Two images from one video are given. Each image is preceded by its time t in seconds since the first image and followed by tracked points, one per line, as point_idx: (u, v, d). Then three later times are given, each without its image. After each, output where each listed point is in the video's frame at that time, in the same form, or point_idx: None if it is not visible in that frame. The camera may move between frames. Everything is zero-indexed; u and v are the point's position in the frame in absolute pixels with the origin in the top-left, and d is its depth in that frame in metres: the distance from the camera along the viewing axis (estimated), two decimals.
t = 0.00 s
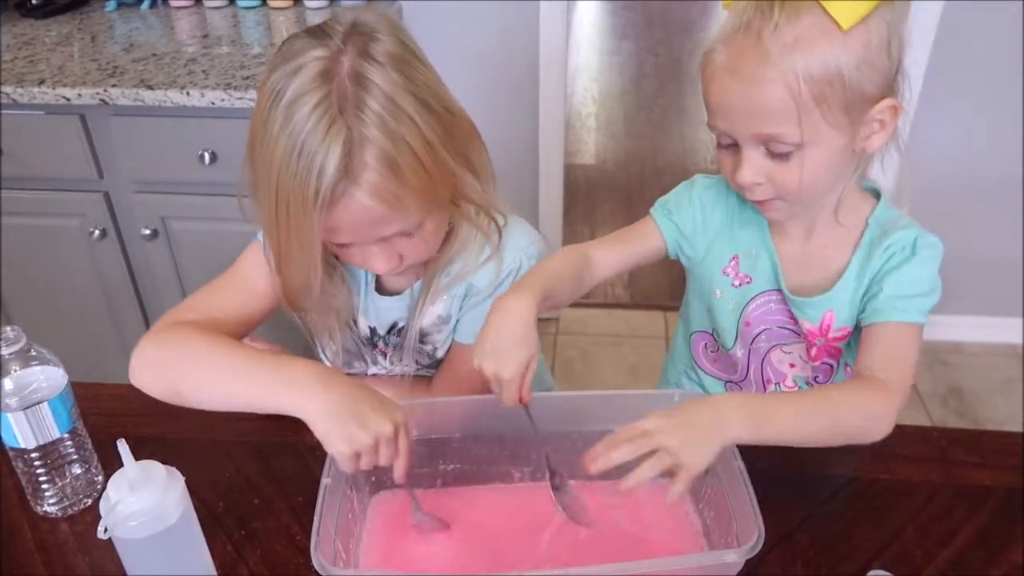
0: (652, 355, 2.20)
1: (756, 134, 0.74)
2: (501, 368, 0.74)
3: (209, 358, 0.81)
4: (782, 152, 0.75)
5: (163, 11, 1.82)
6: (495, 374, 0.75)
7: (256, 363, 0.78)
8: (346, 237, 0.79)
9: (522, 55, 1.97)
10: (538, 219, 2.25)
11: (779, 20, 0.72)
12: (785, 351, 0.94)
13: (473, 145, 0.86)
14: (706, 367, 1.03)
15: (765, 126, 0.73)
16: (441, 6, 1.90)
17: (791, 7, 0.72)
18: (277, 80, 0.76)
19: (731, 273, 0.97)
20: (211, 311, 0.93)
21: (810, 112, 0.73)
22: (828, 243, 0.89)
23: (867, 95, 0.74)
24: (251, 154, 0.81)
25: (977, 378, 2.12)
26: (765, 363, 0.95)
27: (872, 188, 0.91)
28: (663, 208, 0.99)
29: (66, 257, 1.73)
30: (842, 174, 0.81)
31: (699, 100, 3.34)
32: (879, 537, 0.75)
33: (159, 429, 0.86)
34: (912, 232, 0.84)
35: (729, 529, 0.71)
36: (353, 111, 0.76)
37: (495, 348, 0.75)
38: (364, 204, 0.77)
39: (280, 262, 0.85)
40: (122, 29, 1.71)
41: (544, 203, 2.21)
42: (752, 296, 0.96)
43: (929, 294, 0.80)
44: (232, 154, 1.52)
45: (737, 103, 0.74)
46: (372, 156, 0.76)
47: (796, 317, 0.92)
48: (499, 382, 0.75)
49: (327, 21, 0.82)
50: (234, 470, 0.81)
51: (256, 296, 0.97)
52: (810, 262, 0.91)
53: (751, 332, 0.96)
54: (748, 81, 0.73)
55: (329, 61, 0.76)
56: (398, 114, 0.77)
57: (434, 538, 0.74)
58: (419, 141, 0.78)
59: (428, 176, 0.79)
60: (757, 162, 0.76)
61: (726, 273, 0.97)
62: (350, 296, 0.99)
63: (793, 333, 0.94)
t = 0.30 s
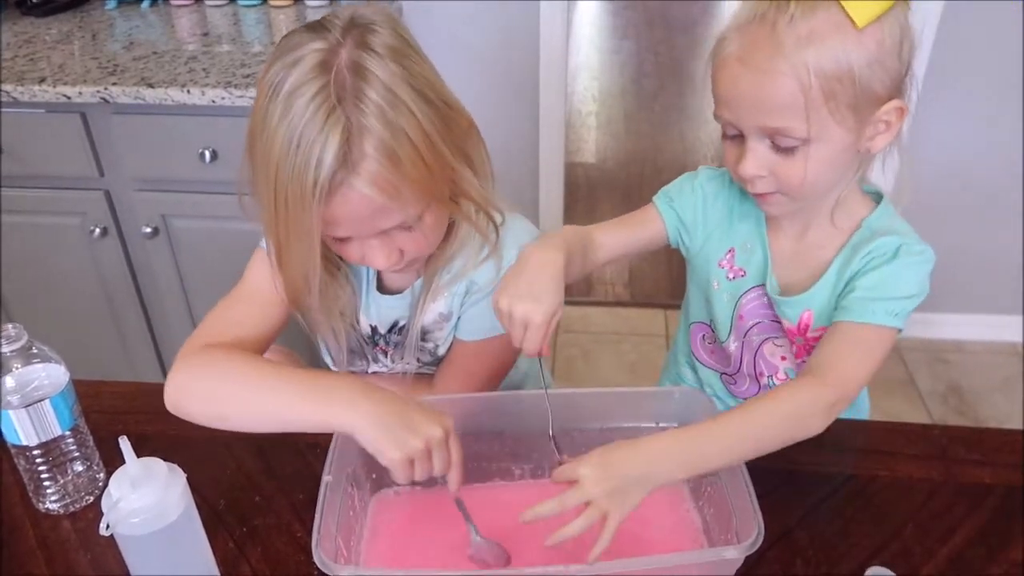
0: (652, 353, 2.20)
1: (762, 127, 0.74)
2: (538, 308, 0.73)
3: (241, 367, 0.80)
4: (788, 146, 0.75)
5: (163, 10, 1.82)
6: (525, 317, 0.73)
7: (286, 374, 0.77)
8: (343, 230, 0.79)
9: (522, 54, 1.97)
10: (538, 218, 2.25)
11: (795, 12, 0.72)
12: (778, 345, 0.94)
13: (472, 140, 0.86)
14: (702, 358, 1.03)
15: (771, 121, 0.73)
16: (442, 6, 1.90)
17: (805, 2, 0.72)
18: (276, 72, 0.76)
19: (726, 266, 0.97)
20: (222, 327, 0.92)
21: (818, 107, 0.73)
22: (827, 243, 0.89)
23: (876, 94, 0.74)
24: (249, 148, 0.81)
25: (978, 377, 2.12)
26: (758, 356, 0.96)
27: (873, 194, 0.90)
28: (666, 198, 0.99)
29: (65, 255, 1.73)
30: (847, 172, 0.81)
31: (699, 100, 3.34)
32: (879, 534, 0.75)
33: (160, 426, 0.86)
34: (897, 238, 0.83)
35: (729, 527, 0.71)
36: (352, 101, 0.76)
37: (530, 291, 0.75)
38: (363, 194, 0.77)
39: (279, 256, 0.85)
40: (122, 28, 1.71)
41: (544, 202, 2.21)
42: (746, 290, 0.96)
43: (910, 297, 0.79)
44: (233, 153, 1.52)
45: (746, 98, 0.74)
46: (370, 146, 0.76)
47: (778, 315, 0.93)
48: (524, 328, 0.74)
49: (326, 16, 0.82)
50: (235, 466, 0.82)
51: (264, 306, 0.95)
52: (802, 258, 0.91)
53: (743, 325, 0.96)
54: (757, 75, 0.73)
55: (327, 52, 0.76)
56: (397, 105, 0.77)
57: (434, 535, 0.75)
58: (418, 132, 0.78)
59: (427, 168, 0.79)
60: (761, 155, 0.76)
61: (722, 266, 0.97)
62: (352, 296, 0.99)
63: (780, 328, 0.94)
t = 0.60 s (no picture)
0: (652, 352, 2.20)
1: (757, 128, 0.74)
2: (532, 285, 0.74)
3: (238, 356, 0.80)
4: (784, 146, 0.75)
5: (164, 9, 1.83)
6: (519, 293, 0.74)
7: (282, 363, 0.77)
8: (355, 226, 0.79)
9: (522, 54, 1.97)
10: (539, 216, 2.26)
11: (793, 11, 0.73)
12: (778, 344, 0.94)
13: (479, 136, 0.87)
14: (702, 358, 1.03)
15: (768, 121, 0.73)
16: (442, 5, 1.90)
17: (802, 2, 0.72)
18: (284, 68, 0.76)
19: (725, 266, 0.97)
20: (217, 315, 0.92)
21: (814, 107, 0.73)
22: (825, 242, 0.89)
23: (872, 94, 0.75)
24: (258, 146, 0.81)
25: (978, 375, 2.12)
26: (758, 355, 0.96)
27: (871, 191, 0.90)
28: (664, 197, 1.00)
29: (66, 254, 1.73)
30: (844, 171, 0.81)
31: (699, 99, 3.35)
32: (879, 532, 0.75)
33: (162, 424, 0.86)
34: (897, 237, 0.83)
35: (729, 524, 0.71)
36: (362, 94, 0.76)
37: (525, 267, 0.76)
38: (375, 188, 0.77)
39: (290, 255, 0.85)
40: (123, 27, 1.71)
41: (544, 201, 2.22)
42: (745, 289, 0.96)
43: (913, 297, 0.79)
44: (234, 152, 1.53)
45: (742, 98, 0.74)
46: (382, 139, 0.76)
47: (778, 314, 0.93)
48: (518, 305, 0.74)
49: (333, 15, 0.83)
50: (237, 464, 0.82)
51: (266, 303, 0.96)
52: (801, 257, 0.91)
53: (743, 325, 0.96)
54: (754, 74, 0.73)
55: (336, 48, 0.77)
56: (407, 98, 0.77)
57: (435, 533, 0.75)
58: (428, 125, 0.79)
59: (437, 161, 0.80)
60: (758, 155, 0.76)
61: (721, 265, 0.97)
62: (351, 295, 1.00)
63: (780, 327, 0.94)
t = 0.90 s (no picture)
0: (652, 352, 2.20)
1: (752, 134, 0.75)
2: (544, 294, 0.75)
3: (206, 331, 0.79)
4: (779, 152, 0.76)
5: (166, 9, 1.83)
6: (531, 300, 0.75)
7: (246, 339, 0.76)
8: (368, 227, 0.79)
9: (523, 53, 1.98)
10: (539, 216, 2.26)
11: (786, 18, 0.73)
12: (778, 346, 0.95)
13: (488, 136, 0.87)
14: (703, 357, 1.04)
15: (762, 127, 0.74)
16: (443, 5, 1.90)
17: (797, 7, 0.72)
18: (298, 70, 0.77)
19: (727, 267, 0.97)
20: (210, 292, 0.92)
21: (808, 114, 0.73)
22: (826, 244, 0.90)
23: (868, 100, 0.75)
24: (269, 148, 0.81)
25: (977, 375, 2.13)
26: (759, 356, 0.96)
27: (872, 191, 0.90)
28: (665, 198, 1.00)
29: (68, 253, 1.74)
30: (841, 175, 0.81)
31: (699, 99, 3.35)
32: (879, 532, 0.75)
33: (166, 422, 0.87)
34: (900, 237, 0.83)
35: (729, 524, 0.72)
36: (376, 95, 0.76)
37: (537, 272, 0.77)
38: (390, 189, 0.77)
39: (300, 255, 0.85)
40: (125, 27, 1.72)
41: (545, 200, 2.22)
42: (746, 291, 0.96)
43: (916, 297, 0.79)
44: (237, 152, 1.53)
45: (737, 103, 0.74)
46: (397, 140, 0.77)
47: (781, 315, 0.93)
48: (530, 312, 0.75)
49: (343, 16, 0.83)
50: (240, 462, 0.82)
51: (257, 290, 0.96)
52: (802, 259, 0.92)
53: (744, 326, 0.96)
54: (748, 81, 0.73)
55: (349, 50, 0.77)
56: (420, 99, 0.78)
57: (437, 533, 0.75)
58: (441, 126, 0.79)
59: (449, 162, 0.80)
60: (753, 161, 0.77)
61: (722, 267, 0.98)
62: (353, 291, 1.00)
63: (782, 329, 0.94)
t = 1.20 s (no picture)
0: (653, 353, 2.21)
1: (747, 146, 0.75)
2: (551, 310, 0.75)
3: (238, 354, 0.78)
4: (775, 164, 0.76)
5: (169, 9, 1.83)
6: (538, 318, 0.75)
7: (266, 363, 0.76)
8: (374, 226, 0.79)
9: (524, 55, 1.98)
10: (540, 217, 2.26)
11: (779, 32, 0.73)
12: (779, 352, 0.95)
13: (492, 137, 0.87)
14: (704, 363, 1.04)
15: (756, 140, 0.74)
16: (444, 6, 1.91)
17: (790, 21, 0.72)
18: (304, 67, 0.77)
19: (727, 275, 0.98)
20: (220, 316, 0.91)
21: (802, 126, 0.73)
22: (825, 251, 0.90)
23: (863, 111, 0.75)
24: (274, 147, 0.81)
25: (977, 378, 2.13)
26: (759, 363, 0.96)
27: (872, 197, 0.90)
28: (664, 206, 1.01)
29: (70, 253, 1.74)
30: (838, 184, 0.81)
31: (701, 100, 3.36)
32: (879, 534, 0.75)
33: (169, 424, 0.87)
34: (901, 245, 0.83)
35: (729, 526, 0.72)
36: (383, 92, 0.77)
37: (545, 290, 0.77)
38: (396, 186, 0.77)
39: (305, 255, 0.85)
40: (127, 27, 1.72)
41: (547, 200, 2.23)
42: (746, 298, 0.96)
43: (917, 306, 0.79)
44: (239, 152, 1.53)
45: (731, 116, 0.75)
46: (403, 136, 0.77)
47: (781, 323, 0.93)
48: (538, 330, 0.75)
49: (348, 15, 0.84)
50: (241, 463, 0.82)
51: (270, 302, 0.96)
52: (801, 267, 0.92)
53: (745, 333, 0.96)
54: (741, 95, 0.74)
55: (355, 47, 0.77)
56: (426, 96, 0.78)
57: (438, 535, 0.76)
58: (447, 123, 0.79)
59: (454, 159, 0.80)
60: (749, 173, 0.77)
61: (722, 274, 0.98)
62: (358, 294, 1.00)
63: (782, 336, 0.95)
